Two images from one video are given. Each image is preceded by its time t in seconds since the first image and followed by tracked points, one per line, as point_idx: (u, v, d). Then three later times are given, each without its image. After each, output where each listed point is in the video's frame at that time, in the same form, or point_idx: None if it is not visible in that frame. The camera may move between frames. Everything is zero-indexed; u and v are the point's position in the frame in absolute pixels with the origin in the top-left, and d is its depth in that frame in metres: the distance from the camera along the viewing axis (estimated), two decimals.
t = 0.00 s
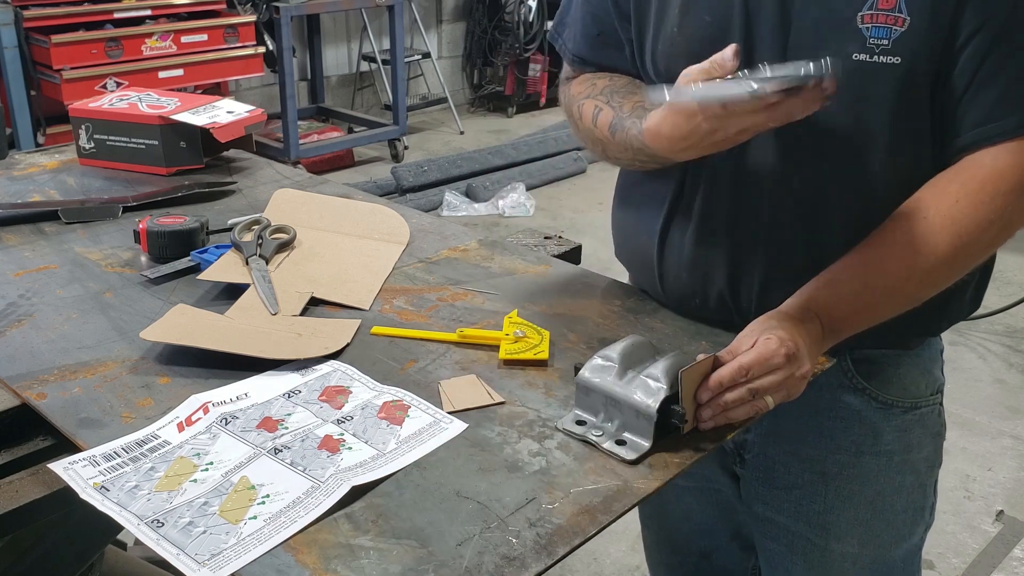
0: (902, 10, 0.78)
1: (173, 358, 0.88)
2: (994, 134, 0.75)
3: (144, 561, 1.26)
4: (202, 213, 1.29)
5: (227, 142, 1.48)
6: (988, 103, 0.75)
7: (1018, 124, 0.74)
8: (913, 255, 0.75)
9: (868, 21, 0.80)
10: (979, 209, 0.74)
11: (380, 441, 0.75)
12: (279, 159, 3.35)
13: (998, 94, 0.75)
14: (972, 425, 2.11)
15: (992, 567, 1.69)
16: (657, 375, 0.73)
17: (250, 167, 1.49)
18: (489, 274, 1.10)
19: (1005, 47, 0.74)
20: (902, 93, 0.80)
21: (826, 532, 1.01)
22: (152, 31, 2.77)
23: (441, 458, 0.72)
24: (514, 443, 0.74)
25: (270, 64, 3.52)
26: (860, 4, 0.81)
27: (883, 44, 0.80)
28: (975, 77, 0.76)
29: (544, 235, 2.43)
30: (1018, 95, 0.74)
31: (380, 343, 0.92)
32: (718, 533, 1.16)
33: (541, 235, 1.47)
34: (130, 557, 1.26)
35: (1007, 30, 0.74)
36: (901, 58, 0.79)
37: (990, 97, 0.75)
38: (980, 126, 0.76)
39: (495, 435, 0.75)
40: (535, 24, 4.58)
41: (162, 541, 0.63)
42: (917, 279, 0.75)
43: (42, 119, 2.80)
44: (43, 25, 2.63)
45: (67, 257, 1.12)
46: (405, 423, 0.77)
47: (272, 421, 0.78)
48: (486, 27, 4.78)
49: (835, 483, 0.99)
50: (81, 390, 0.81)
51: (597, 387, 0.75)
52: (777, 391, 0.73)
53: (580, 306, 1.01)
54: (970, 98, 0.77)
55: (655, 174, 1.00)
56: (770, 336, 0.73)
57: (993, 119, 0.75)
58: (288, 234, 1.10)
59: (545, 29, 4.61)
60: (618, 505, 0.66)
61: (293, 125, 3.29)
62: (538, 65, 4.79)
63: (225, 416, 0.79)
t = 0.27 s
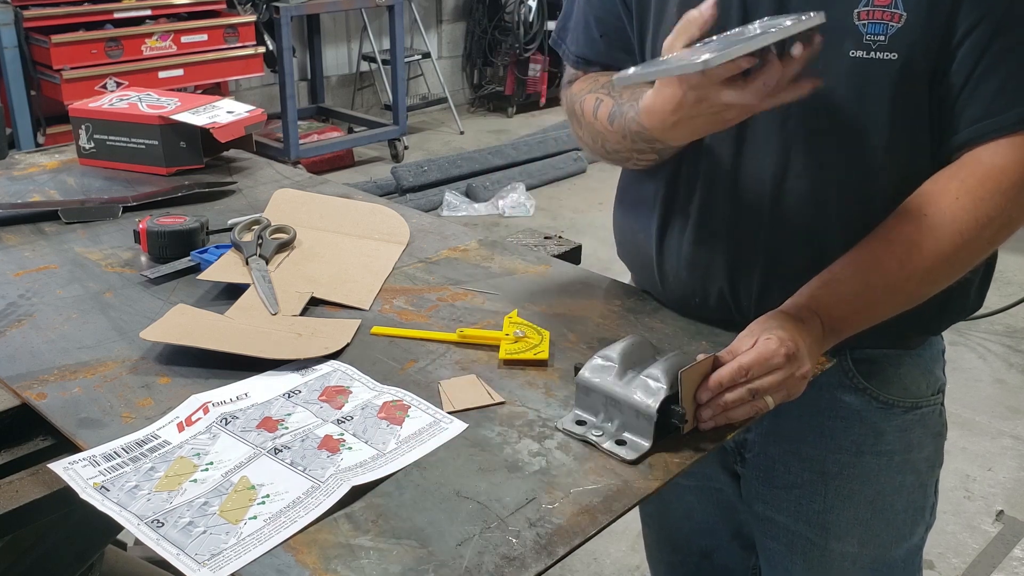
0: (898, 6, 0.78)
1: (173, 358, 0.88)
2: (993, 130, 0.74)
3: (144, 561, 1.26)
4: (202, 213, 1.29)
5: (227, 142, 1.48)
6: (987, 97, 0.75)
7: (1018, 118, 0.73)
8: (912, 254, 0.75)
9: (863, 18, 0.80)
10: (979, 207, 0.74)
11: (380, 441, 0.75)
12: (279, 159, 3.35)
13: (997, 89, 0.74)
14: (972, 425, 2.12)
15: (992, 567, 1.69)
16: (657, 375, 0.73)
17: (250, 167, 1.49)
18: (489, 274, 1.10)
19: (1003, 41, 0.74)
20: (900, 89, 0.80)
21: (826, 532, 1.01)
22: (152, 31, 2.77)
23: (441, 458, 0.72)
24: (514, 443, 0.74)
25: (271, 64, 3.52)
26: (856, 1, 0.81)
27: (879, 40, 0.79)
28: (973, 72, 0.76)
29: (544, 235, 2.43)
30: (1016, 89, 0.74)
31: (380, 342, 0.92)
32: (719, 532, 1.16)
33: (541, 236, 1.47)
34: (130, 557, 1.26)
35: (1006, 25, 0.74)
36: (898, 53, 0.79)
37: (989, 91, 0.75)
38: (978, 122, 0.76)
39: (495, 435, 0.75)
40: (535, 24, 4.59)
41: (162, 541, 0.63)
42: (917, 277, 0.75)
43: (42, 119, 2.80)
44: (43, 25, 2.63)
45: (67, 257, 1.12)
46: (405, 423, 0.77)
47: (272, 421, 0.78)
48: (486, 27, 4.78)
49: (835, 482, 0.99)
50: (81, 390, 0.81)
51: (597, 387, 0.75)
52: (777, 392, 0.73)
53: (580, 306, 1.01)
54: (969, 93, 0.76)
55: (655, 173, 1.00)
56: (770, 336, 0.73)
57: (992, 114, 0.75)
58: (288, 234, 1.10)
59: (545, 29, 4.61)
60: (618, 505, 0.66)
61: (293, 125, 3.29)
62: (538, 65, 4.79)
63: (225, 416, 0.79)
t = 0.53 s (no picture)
0: (898, 6, 0.78)
1: (173, 358, 0.88)
2: (994, 129, 0.75)
3: (144, 561, 1.26)
4: (202, 213, 1.29)
5: (227, 142, 1.48)
6: (987, 96, 0.75)
7: (1018, 117, 0.73)
8: (913, 253, 0.75)
9: (863, 17, 0.80)
10: (979, 205, 0.74)
11: (380, 441, 0.75)
12: (279, 159, 3.35)
13: (997, 87, 0.75)
14: (972, 425, 2.11)
15: (992, 567, 1.69)
16: (657, 375, 0.73)
17: (250, 167, 1.49)
18: (489, 274, 1.10)
19: (1003, 40, 0.74)
20: (900, 88, 0.80)
21: (827, 532, 1.01)
22: (152, 31, 2.77)
23: (441, 458, 0.72)
24: (514, 443, 0.74)
25: (271, 64, 3.52)
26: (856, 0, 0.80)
27: (880, 39, 0.79)
28: (972, 71, 0.76)
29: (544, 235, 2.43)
30: (1017, 89, 0.74)
31: (380, 342, 0.92)
32: (719, 532, 1.16)
33: (541, 236, 1.47)
34: (130, 557, 1.26)
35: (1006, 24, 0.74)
36: (898, 53, 0.79)
37: (990, 90, 0.75)
38: (979, 120, 0.76)
39: (495, 436, 0.75)
40: (535, 24, 4.58)
41: (162, 541, 0.63)
42: (917, 276, 0.75)
43: (42, 119, 2.81)
44: (43, 25, 2.63)
45: (67, 257, 1.12)
46: (405, 423, 0.77)
47: (272, 421, 0.78)
48: (486, 27, 4.78)
49: (835, 482, 0.99)
50: (81, 390, 0.81)
51: (597, 387, 0.75)
52: (777, 392, 0.73)
53: (580, 306, 1.01)
54: (969, 92, 0.77)
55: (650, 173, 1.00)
56: (771, 336, 0.73)
57: (991, 113, 0.75)
58: (288, 234, 1.10)
59: (545, 29, 4.61)
60: (618, 505, 0.66)
61: (293, 125, 3.29)
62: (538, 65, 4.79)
63: (225, 416, 0.79)
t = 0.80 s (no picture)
0: (895, 5, 0.78)
1: (173, 358, 0.88)
2: (992, 128, 0.75)
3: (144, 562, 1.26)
4: (202, 213, 1.29)
5: (227, 142, 1.48)
6: (984, 97, 0.75)
7: (1014, 117, 0.74)
8: (912, 251, 0.75)
9: (860, 16, 0.80)
10: (977, 204, 0.74)
11: (380, 441, 0.75)
12: (279, 159, 3.35)
13: (994, 88, 0.75)
14: (972, 425, 2.12)
15: (992, 567, 1.69)
16: (657, 375, 0.73)
17: (250, 167, 1.49)
18: (489, 274, 1.10)
19: (1000, 40, 0.74)
20: (896, 88, 0.80)
21: (823, 531, 1.00)
22: (152, 31, 2.77)
23: (441, 457, 0.72)
24: (513, 443, 0.74)
25: (271, 64, 3.52)
26: None
27: (876, 38, 0.80)
28: (970, 72, 0.76)
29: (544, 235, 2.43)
30: (1015, 88, 0.74)
31: (380, 343, 0.92)
32: (719, 532, 1.16)
33: (541, 235, 1.47)
34: (130, 558, 1.26)
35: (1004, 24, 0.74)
36: (894, 52, 0.79)
37: (988, 90, 0.75)
38: (977, 119, 0.76)
39: (495, 435, 0.75)
40: (535, 24, 4.58)
41: (162, 541, 0.63)
42: (917, 276, 0.75)
43: (42, 119, 2.81)
44: (43, 25, 2.63)
45: (67, 257, 1.12)
46: (405, 423, 0.77)
47: (271, 421, 0.78)
48: (486, 27, 4.78)
49: (833, 482, 0.99)
50: (81, 390, 0.81)
51: (597, 387, 0.75)
52: (776, 392, 0.73)
53: (580, 306, 1.01)
54: (965, 92, 0.77)
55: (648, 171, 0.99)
56: (770, 336, 0.73)
57: (988, 113, 0.75)
58: (288, 234, 1.10)
59: (545, 29, 4.61)
60: (618, 505, 0.66)
61: (293, 125, 3.29)
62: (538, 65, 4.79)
63: (225, 416, 0.79)
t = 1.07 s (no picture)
0: (891, 3, 0.78)
1: (173, 358, 0.88)
2: (990, 127, 0.75)
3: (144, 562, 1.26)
4: (202, 213, 1.29)
5: (227, 142, 1.48)
6: (982, 97, 0.75)
7: (1012, 116, 0.74)
8: (912, 251, 0.75)
9: (856, 14, 0.80)
10: (976, 203, 0.74)
11: (380, 441, 0.75)
12: (279, 159, 3.35)
13: (993, 87, 0.75)
14: (972, 425, 2.12)
15: (992, 567, 1.69)
16: (657, 375, 0.74)
17: (250, 167, 1.49)
18: (489, 274, 1.10)
19: (997, 39, 0.74)
20: (893, 86, 0.80)
21: (823, 531, 1.01)
22: (152, 31, 2.77)
23: (441, 457, 0.72)
24: (514, 443, 0.74)
25: (271, 64, 3.52)
26: None
27: (872, 37, 0.80)
28: (967, 72, 0.76)
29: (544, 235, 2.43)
30: (1014, 87, 0.74)
31: (380, 343, 0.92)
32: (718, 532, 1.16)
33: (541, 235, 1.47)
34: (131, 558, 1.26)
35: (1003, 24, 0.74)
36: (890, 50, 0.79)
37: (985, 90, 0.75)
38: (975, 118, 0.76)
39: (495, 435, 0.75)
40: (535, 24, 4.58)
41: (162, 541, 0.63)
42: (917, 275, 0.75)
43: (42, 119, 2.81)
44: (43, 25, 2.63)
45: (67, 257, 1.12)
46: (405, 422, 0.77)
47: (272, 421, 0.78)
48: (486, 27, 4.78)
49: (832, 481, 0.99)
50: (81, 390, 0.81)
51: (597, 387, 0.75)
52: (777, 392, 0.73)
53: (580, 306, 1.01)
54: (963, 92, 0.77)
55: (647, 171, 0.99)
56: (770, 335, 0.72)
57: (987, 112, 0.75)
58: (288, 234, 1.10)
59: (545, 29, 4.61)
60: (618, 505, 0.66)
61: (293, 125, 3.29)
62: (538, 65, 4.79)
63: (225, 417, 0.79)
